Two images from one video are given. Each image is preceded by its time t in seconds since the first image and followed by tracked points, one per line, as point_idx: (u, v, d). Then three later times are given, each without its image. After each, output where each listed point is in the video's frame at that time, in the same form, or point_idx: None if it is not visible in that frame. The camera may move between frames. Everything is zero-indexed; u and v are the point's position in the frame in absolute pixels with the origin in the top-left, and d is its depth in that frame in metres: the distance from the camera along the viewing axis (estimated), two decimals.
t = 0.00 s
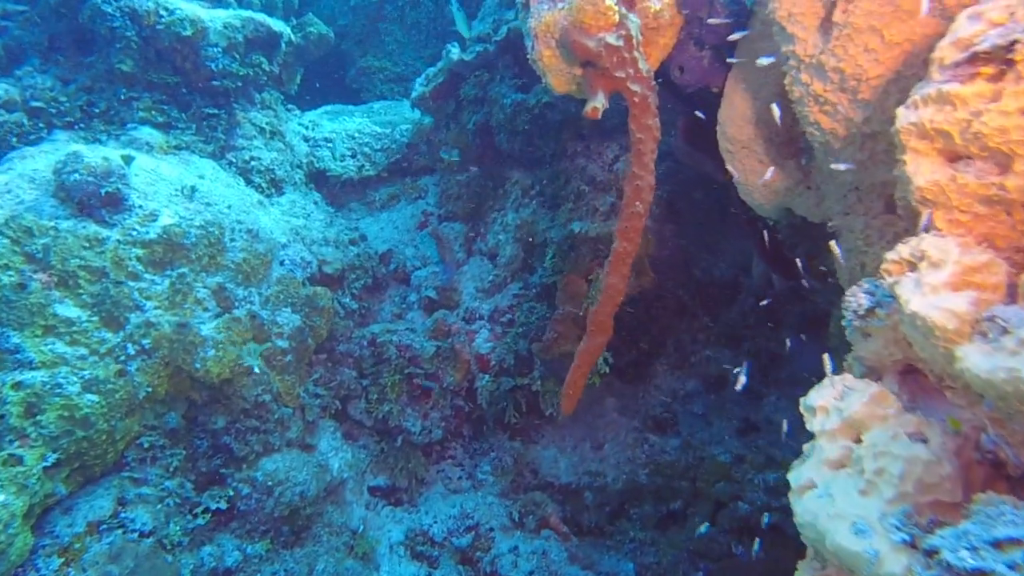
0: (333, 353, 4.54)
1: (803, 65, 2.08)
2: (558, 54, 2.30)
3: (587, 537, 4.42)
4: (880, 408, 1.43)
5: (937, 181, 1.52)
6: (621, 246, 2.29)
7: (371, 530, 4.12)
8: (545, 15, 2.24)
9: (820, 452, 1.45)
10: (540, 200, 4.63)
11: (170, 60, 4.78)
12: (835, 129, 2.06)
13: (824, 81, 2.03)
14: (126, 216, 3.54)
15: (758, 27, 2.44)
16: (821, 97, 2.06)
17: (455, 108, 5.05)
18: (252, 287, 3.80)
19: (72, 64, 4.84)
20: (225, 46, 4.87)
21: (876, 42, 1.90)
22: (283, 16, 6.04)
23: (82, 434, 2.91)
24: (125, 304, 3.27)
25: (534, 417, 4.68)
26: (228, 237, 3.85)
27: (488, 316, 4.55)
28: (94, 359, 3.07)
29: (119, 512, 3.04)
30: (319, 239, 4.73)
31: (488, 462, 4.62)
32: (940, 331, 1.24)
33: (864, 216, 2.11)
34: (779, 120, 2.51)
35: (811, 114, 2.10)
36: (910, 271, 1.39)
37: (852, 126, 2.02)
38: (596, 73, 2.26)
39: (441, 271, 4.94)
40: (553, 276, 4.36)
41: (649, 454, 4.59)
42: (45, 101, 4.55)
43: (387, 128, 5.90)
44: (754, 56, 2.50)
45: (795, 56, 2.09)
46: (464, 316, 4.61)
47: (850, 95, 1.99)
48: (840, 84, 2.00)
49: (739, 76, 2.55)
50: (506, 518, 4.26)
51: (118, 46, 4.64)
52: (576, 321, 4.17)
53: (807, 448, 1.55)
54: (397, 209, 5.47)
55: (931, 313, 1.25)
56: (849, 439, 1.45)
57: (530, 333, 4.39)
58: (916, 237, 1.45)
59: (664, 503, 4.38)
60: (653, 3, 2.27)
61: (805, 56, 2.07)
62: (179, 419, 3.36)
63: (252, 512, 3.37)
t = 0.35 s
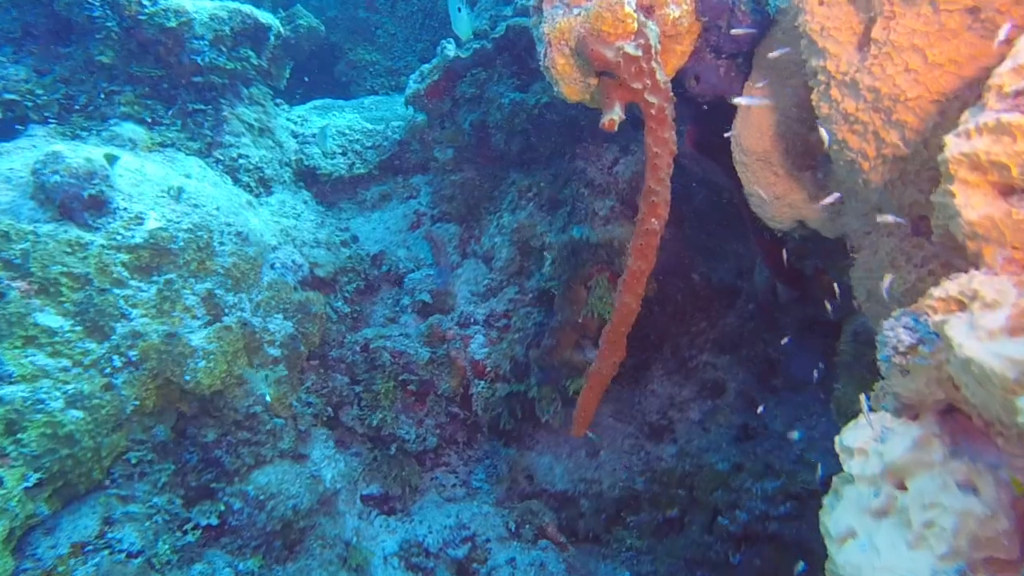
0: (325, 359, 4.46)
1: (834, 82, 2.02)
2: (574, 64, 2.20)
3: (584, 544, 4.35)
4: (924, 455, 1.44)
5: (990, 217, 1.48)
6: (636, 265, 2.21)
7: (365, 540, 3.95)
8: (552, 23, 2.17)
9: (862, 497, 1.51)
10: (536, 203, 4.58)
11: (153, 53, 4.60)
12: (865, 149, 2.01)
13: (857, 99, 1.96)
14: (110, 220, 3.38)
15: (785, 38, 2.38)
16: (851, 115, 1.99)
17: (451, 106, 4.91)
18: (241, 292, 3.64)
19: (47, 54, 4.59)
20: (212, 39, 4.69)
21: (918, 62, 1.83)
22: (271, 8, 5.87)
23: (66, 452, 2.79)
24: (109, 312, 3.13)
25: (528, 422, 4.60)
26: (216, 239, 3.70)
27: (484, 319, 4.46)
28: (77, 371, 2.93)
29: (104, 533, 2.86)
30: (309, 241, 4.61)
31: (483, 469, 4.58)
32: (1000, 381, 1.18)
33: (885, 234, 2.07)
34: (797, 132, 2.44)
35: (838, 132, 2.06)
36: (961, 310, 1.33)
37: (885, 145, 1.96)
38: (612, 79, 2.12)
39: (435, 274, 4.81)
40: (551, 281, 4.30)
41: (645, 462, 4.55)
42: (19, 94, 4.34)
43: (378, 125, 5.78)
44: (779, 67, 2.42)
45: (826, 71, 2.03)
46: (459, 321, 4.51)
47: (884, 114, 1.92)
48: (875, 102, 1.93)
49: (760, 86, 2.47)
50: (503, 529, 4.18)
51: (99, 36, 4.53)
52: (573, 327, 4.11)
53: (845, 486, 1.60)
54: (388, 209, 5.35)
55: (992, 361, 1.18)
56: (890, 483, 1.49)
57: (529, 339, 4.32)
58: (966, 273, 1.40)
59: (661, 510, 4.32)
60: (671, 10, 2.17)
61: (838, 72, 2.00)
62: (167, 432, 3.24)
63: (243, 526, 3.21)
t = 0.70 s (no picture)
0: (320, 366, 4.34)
1: (868, 102, 1.95)
2: (591, 75, 2.10)
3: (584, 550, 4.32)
4: (985, 509, 1.43)
5: None
6: (653, 287, 2.16)
7: (365, 552, 3.97)
8: (568, 37, 2.06)
9: (920, 549, 1.45)
10: (535, 205, 4.49)
11: (135, 49, 4.39)
12: (898, 171, 1.96)
13: (894, 120, 1.90)
14: (95, 229, 3.23)
15: (807, 48, 2.27)
16: (886, 136, 1.93)
17: (446, 105, 4.79)
18: (233, 301, 3.53)
19: (21, 48, 4.32)
20: (198, 35, 4.50)
21: (964, 86, 1.78)
22: None
23: (56, 478, 2.67)
24: (97, 328, 3.00)
25: (529, 425, 4.56)
26: (206, 245, 3.57)
27: (483, 322, 4.35)
28: (64, 391, 2.81)
29: (97, 560, 2.80)
30: (302, 245, 4.51)
31: (482, 476, 4.47)
32: None
33: (911, 255, 2.05)
34: (818, 146, 2.36)
35: (869, 152, 1.98)
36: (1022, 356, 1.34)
37: (920, 168, 1.91)
38: (630, 95, 2.05)
39: (431, 277, 4.70)
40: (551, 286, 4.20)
41: (647, 465, 4.47)
42: None
43: (370, 123, 5.66)
44: (799, 77, 2.30)
45: (861, 91, 1.96)
46: (457, 325, 4.41)
47: (923, 138, 1.87)
48: (914, 126, 1.87)
49: (782, 94, 2.36)
50: (503, 538, 4.14)
51: (77, 32, 4.26)
52: (574, 333, 4.10)
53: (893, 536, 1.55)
54: (381, 208, 5.24)
55: None
56: (947, 537, 1.45)
57: (529, 343, 4.27)
58: None
59: (662, 514, 4.30)
60: (692, 20, 2.08)
61: (874, 92, 1.92)
62: (160, 452, 3.13)
63: (243, 546, 3.16)
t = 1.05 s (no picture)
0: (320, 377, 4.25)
1: (911, 120, 1.88)
2: (614, 90, 2.00)
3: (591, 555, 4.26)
4: None
5: None
6: (681, 309, 2.07)
7: (371, 567, 3.85)
8: (591, 51, 1.95)
9: None
10: (536, 207, 4.40)
11: (118, 51, 4.23)
12: (939, 192, 1.91)
13: (938, 142, 1.84)
14: (85, 245, 3.09)
15: (833, 59, 2.20)
16: (929, 158, 1.88)
17: (445, 105, 4.68)
18: (230, 314, 3.41)
19: None
20: (185, 36, 4.34)
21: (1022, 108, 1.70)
22: None
23: (52, 514, 2.57)
24: (91, 351, 2.87)
25: (532, 429, 4.56)
26: (200, 257, 3.44)
27: (485, 327, 4.25)
28: (58, 419, 2.70)
29: None
30: (297, 253, 4.38)
31: (488, 484, 4.40)
32: None
33: (947, 276, 2.02)
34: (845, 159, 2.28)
35: (909, 172, 1.94)
36: None
37: (964, 191, 1.86)
38: (655, 111, 1.96)
39: (431, 282, 4.59)
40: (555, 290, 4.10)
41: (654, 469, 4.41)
42: None
43: (363, 122, 5.52)
44: (831, 87, 2.21)
45: (903, 109, 1.88)
46: (459, 331, 4.30)
47: (972, 160, 1.81)
48: (963, 149, 1.81)
49: (811, 103, 2.26)
50: (510, 547, 4.09)
51: (58, 34, 4.10)
52: (580, 337, 4.00)
53: None
54: (376, 210, 5.11)
55: None
56: None
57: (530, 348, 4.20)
58: None
59: (669, 517, 4.20)
60: (718, 31, 1.98)
61: (918, 112, 1.85)
62: (159, 477, 3.03)
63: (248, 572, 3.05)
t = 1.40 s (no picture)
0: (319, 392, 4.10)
1: (969, 141, 1.81)
2: (641, 108, 1.89)
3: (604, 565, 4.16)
4: None
5: None
6: (713, 338, 2.01)
7: None
8: (616, 69, 1.84)
9: None
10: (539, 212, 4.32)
11: (100, 59, 4.06)
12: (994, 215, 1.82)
13: (997, 164, 1.77)
14: (77, 270, 2.94)
15: (875, 71, 2.08)
16: (984, 180, 1.81)
17: (441, 109, 4.52)
18: (229, 335, 3.28)
19: None
20: (170, 43, 4.20)
21: None
22: None
23: (56, 556, 2.43)
24: (87, 382, 2.72)
25: (539, 437, 4.43)
26: (195, 277, 3.30)
27: (489, 336, 4.14)
28: (55, 454, 2.56)
29: None
30: (292, 265, 4.23)
31: (495, 495, 4.28)
32: None
33: (994, 299, 1.93)
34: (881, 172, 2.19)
35: (964, 196, 1.87)
36: None
37: None
38: (685, 131, 1.86)
39: (432, 292, 4.42)
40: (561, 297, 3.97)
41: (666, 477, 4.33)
42: None
43: (355, 125, 5.35)
44: (867, 99, 2.12)
45: (960, 129, 1.81)
46: (461, 341, 4.15)
47: None
48: None
49: (847, 113, 2.17)
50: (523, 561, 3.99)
51: (38, 44, 3.93)
52: (590, 348, 3.90)
53: None
54: (371, 216, 4.98)
55: None
56: None
57: (535, 356, 4.12)
58: None
59: (680, 525, 4.03)
60: (750, 44, 1.91)
61: (977, 133, 1.78)
62: (163, 509, 2.90)
63: None
